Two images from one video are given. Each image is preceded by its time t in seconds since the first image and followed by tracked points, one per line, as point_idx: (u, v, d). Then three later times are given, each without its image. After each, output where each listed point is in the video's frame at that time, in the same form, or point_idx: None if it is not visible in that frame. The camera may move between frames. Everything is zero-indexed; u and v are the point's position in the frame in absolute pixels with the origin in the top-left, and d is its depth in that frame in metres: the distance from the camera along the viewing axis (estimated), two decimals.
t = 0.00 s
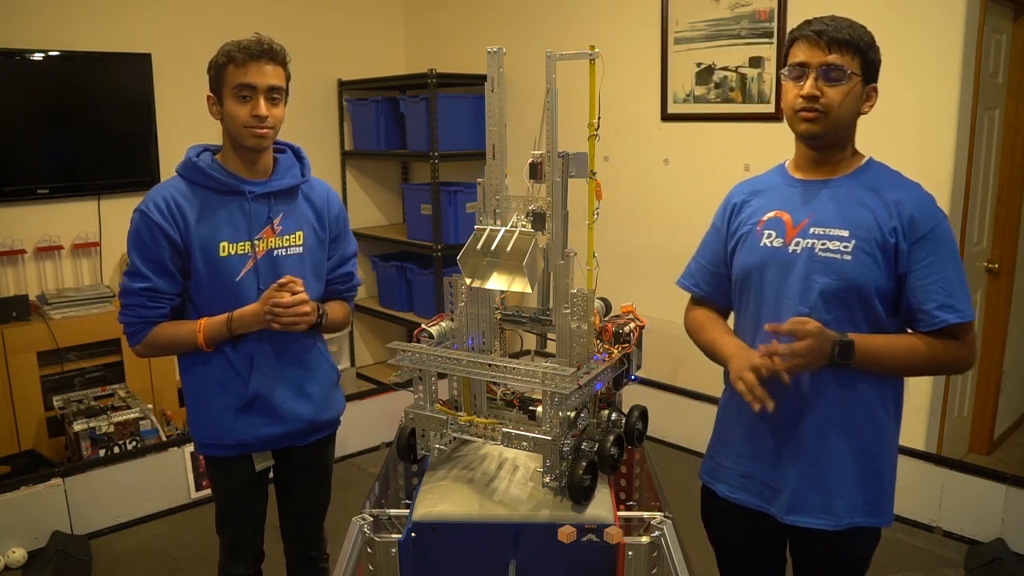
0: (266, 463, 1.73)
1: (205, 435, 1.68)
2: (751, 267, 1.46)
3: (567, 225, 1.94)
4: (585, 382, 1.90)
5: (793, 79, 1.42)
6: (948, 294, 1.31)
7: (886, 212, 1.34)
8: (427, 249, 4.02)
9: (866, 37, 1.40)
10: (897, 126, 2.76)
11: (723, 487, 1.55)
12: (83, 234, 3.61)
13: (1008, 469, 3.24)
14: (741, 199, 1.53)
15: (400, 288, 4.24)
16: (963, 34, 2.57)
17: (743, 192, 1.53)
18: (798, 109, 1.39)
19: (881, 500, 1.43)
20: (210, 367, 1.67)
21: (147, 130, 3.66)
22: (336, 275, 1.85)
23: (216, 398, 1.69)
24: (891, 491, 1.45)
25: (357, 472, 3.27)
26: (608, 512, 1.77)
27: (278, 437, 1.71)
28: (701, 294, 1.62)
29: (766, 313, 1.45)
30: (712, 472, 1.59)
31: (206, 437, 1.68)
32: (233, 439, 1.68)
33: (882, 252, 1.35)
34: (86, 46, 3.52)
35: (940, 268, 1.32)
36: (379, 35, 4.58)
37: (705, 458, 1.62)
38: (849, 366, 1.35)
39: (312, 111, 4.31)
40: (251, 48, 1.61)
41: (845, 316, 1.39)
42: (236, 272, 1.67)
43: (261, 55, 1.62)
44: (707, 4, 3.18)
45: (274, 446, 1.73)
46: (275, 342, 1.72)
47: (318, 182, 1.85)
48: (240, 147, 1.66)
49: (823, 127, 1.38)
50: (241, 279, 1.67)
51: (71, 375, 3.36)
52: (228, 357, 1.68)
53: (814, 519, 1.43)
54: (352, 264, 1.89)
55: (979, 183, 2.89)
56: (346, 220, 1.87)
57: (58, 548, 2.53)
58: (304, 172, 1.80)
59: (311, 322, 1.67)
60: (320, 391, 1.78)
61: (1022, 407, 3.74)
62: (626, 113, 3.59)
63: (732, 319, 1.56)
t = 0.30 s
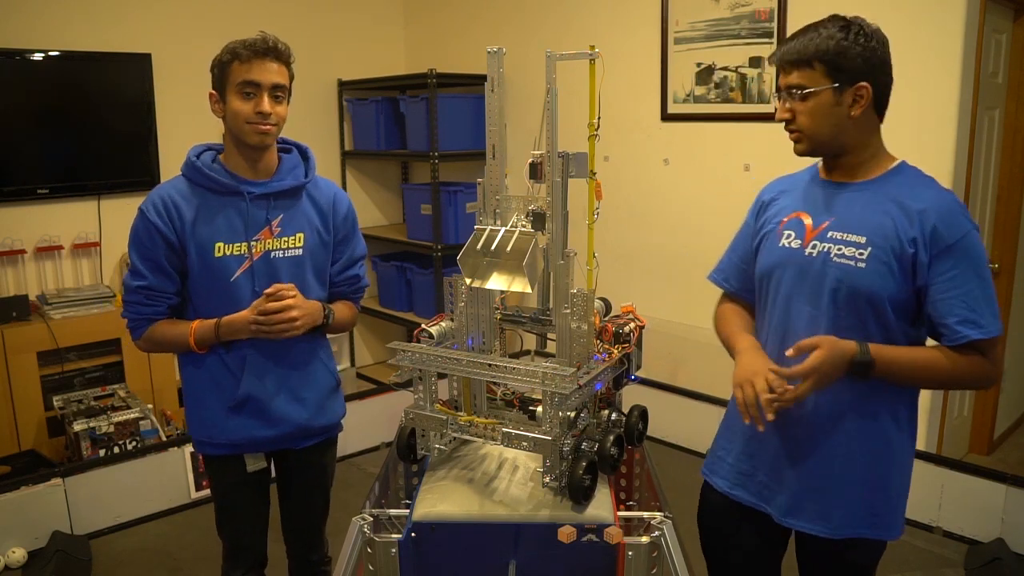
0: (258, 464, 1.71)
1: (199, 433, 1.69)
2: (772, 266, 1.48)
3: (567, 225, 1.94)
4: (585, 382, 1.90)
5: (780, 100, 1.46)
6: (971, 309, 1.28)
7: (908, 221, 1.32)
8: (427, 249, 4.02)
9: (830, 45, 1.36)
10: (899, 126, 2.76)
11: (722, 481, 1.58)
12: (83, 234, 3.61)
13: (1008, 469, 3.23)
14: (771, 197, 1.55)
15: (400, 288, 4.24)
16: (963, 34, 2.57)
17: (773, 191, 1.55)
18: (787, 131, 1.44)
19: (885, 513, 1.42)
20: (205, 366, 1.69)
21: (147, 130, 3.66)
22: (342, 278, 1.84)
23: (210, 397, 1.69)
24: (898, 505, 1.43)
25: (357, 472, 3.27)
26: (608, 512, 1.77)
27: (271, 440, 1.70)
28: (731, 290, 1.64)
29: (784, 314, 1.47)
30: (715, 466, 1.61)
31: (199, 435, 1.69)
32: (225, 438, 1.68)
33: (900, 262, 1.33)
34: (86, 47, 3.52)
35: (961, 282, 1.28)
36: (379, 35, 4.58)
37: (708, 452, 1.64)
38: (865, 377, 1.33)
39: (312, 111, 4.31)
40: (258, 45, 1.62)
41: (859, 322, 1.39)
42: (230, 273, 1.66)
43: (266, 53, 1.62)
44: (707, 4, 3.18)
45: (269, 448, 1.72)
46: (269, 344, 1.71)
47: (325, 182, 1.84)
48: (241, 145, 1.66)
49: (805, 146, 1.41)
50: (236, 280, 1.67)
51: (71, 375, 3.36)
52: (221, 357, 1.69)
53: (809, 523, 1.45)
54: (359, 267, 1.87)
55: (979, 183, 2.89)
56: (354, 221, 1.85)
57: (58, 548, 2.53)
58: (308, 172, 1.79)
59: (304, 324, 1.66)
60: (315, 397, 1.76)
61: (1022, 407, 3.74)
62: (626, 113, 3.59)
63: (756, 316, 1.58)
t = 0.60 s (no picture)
0: (262, 466, 1.72)
1: (202, 433, 1.69)
2: (784, 264, 1.52)
3: (567, 226, 1.94)
4: (585, 382, 1.91)
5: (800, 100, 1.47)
6: (964, 323, 1.26)
7: (910, 228, 1.32)
8: (427, 249, 4.02)
9: (847, 45, 1.37)
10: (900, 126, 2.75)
11: (722, 469, 1.61)
12: (83, 234, 3.61)
13: (1008, 469, 3.23)
14: (794, 198, 1.57)
15: (400, 289, 4.24)
16: (963, 34, 2.57)
17: (797, 192, 1.58)
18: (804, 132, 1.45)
19: (875, 519, 1.41)
20: (211, 365, 1.69)
21: (147, 130, 3.66)
22: (346, 280, 1.82)
23: (214, 397, 1.70)
24: (892, 513, 1.42)
25: (357, 472, 3.27)
26: (608, 512, 1.77)
27: (271, 442, 1.70)
28: (757, 287, 1.67)
29: (790, 313, 1.49)
30: (718, 455, 1.64)
31: (202, 434, 1.70)
32: (227, 439, 1.68)
33: (897, 270, 1.33)
34: (86, 47, 3.52)
35: (956, 295, 1.27)
36: (378, 34, 4.58)
37: (717, 442, 1.67)
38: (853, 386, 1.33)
39: (311, 111, 4.30)
40: (264, 45, 1.62)
41: (860, 327, 1.39)
42: (236, 273, 1.66)
43: (272, 53, 1.62)
44: (707, 4, 3.18)
45: (272, 449, 1.72)
46: (275, 344, 1.72)
47: (333, 183, 1.84)
48: (246, 145, 1.66)
49: (822, 147, 1.42)
50: (242, 279, 1.67)
51: (71, 375, 3.36)
52: (227, 356, 1.69)
53: (796, 519, 1.46)
54: (363, 270, 1.85)
55: (979, 183, 2.89)
56: (360, 223, 1.83)
57: (58, 548, 2.53)
58: (315, 173, 1.79)
59: (308, 322, 1.66)
60: (319, 399, 1.76)
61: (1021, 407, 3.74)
62: (626, 113, 3.59)
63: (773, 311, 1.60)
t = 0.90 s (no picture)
0: (268, 466, 1.73)
1: (207, 433, 1.69)
2: (787, 264, 1.51)
3: (567, 226, 1.94)
4: (586, 382, 1.90)
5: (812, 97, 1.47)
6: (966, 323, 1.27)
7: (915, 228, 1.32)
8: (427, 249, 4.02)
9: (866, 44, 1.37)
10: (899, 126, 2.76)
11: (725, 468, 1.60)
12: (83, 234, 3.61)
13: (1008, 469, 3.23)
14: (798, 197, 1.57)
15: (400, 288, 4.24)
16: (963, 34, 2.57)
17: (800, 191, 1.58)
18: (816, 129, 1.45)
19: (878, 517, 1.42)
20: (216, 364, 1.69)
21: (147, 130, 3.66)
22: (350, 278, 1.83)
23: (219, 397, 1.69)
24: (894, 511, 1.42)
25: (357, 472, 3.27)
26: (608, 512, 1.77)
27: (275, 441, 1.70)
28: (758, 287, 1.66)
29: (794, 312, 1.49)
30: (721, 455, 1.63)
31: (206, 434, 1.69)
32: (232, 438, 1.68)
33: (902, 270, 1.34)
34: (86, 47, 3.52)
35: (960, 295, 1.28)
36: (378, 34, 4.58)
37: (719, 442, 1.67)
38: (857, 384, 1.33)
39: (311, 111, 4.30)
40: (269, 47, 1.60)
41: (865, 327, 1.39)
42: (241, 272, 1.66)
43: (277, 56, 1.61)
44: (707, 4, 3.18)
45: (278, 449, 1.72)
46: (280, 343, 1.72)
47: (334, 182, 1.84)
48: (249, 146, 1.66)
49: (833, 144, 1.42)
50: (247, 279, 1.67)
51: (71, 375, 3.36)
52: (232, 356, 1.69)
53: (801, 517, 1.46)
54: (366, 267, 1.86)
55: (979, 183, 2.89)
56: (361, 221, 1.84)
57: (58, 548, 2.53)
58: (317, 173, 1.80)
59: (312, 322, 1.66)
60: (323, 398, 1.76)
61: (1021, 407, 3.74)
62: (626, 113, 3.59)
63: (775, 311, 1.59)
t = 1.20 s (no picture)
0: (269, 465, 1.73)
1: (209, 435, 1.69)
2: (784, 266, 1.50)
3: (567, 226, 1.94)
4: (585, 382, 1.90)
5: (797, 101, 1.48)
6: (978, 310, 1.29)
7: (918, 221, 1.34)
8: (427, 249, 4.02)
9: (851, 46, 1.39)
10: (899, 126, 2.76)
11: (729, 477, 1.59)
12: (83, 234, 3.61)
13: (1008, 469, 3.23)
14: (785, 200, 1.57)
15: (400, 289, 4.24)
16: (963, 34, 2.57)
17: (787, 194, 1.57)
18: (803, 131, 1.46)
19: (890, 510, 1.43)
20: (217, 364, 1.69)
21: (147, 130, 3.66)
22: (348, 275, 1.84)
23: (220, 399, 1.69)
24: (903, 504, 1.43)
25: (357, 472, 3.27)
26: (608, 512, 1.77)
27: (281, 441, 1.70)
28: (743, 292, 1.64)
29: (793, 314, 1.49)
30: (722, 462, 1.62)
31: (208, 436, 1.69)
32: (234, 440, 1.68)
33: (909, 263, 1.35)
34: (87, 47, 3.53)
35: (969, 282, 1.29)
36: (378, 34, 4.58)
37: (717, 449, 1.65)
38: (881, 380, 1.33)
39: (311, 111, 4.30)
40: (289, 49, 1.63)
41: (870, 324, 1.39)
42: (244, 273, 1.66)
43: (293, 58, 1.63)
44: (707, 4, 3.18)
45: (279, 449, 1.72)
46: (280, 340, 1.72)
47: (331, 182, 1.85)
48: (259, 145, 1.66)
49: (822, 145, 1.43)
50: (249, 279, 1.67)
51: (71, 375, 3.36)
52: (232, 355, 1.68)
53: (814, 519, 1.45)
54: (362, 264, 1.87)
55: (979, 183, 2.89)
56: (356, 218, 1.86)
57: (58, 548, 2.53)
58: (315, 172, 1.80)
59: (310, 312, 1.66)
60: (324, 397, 1.76)
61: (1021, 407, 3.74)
62: (626, 113, 3.59)
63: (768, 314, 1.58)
